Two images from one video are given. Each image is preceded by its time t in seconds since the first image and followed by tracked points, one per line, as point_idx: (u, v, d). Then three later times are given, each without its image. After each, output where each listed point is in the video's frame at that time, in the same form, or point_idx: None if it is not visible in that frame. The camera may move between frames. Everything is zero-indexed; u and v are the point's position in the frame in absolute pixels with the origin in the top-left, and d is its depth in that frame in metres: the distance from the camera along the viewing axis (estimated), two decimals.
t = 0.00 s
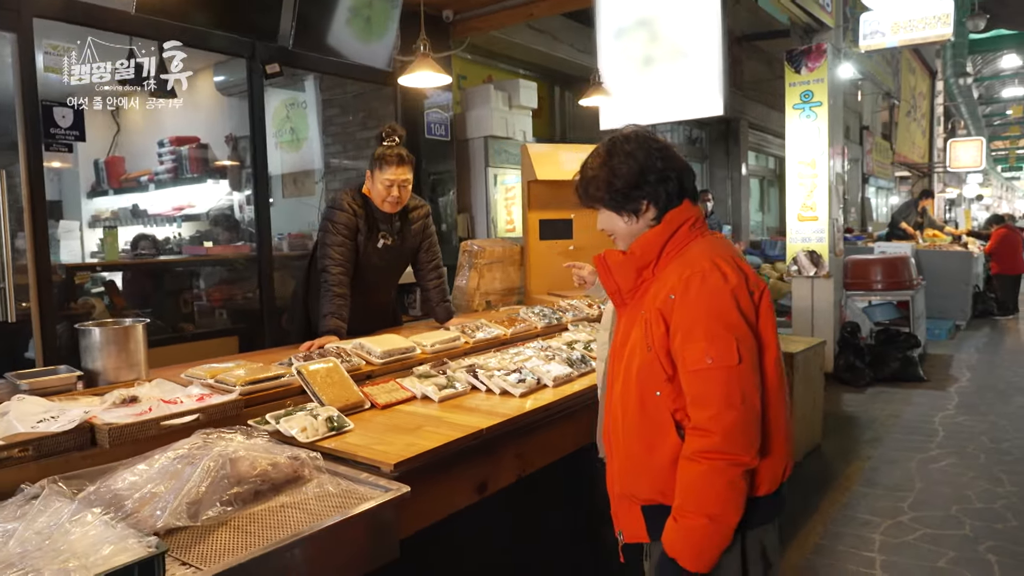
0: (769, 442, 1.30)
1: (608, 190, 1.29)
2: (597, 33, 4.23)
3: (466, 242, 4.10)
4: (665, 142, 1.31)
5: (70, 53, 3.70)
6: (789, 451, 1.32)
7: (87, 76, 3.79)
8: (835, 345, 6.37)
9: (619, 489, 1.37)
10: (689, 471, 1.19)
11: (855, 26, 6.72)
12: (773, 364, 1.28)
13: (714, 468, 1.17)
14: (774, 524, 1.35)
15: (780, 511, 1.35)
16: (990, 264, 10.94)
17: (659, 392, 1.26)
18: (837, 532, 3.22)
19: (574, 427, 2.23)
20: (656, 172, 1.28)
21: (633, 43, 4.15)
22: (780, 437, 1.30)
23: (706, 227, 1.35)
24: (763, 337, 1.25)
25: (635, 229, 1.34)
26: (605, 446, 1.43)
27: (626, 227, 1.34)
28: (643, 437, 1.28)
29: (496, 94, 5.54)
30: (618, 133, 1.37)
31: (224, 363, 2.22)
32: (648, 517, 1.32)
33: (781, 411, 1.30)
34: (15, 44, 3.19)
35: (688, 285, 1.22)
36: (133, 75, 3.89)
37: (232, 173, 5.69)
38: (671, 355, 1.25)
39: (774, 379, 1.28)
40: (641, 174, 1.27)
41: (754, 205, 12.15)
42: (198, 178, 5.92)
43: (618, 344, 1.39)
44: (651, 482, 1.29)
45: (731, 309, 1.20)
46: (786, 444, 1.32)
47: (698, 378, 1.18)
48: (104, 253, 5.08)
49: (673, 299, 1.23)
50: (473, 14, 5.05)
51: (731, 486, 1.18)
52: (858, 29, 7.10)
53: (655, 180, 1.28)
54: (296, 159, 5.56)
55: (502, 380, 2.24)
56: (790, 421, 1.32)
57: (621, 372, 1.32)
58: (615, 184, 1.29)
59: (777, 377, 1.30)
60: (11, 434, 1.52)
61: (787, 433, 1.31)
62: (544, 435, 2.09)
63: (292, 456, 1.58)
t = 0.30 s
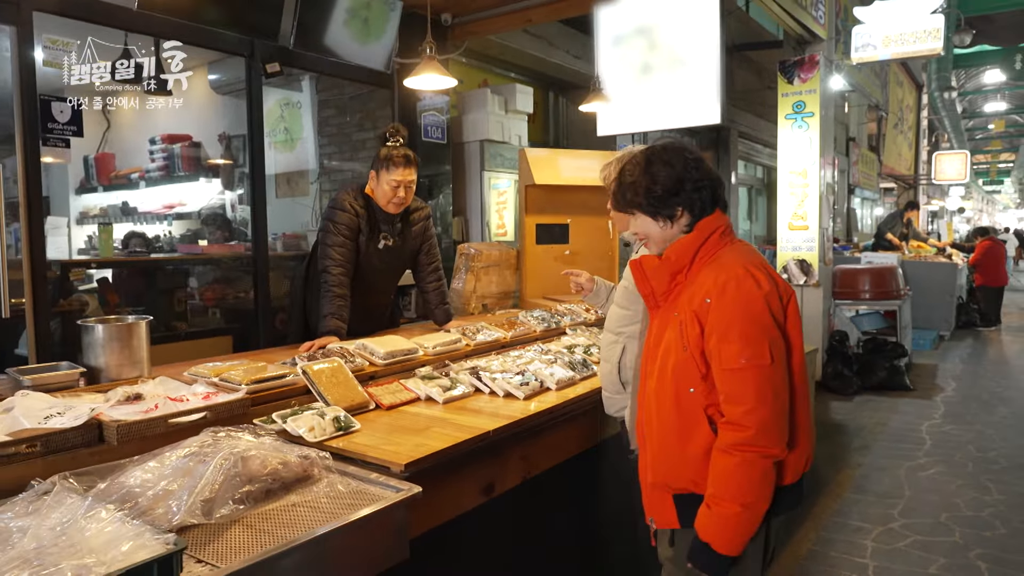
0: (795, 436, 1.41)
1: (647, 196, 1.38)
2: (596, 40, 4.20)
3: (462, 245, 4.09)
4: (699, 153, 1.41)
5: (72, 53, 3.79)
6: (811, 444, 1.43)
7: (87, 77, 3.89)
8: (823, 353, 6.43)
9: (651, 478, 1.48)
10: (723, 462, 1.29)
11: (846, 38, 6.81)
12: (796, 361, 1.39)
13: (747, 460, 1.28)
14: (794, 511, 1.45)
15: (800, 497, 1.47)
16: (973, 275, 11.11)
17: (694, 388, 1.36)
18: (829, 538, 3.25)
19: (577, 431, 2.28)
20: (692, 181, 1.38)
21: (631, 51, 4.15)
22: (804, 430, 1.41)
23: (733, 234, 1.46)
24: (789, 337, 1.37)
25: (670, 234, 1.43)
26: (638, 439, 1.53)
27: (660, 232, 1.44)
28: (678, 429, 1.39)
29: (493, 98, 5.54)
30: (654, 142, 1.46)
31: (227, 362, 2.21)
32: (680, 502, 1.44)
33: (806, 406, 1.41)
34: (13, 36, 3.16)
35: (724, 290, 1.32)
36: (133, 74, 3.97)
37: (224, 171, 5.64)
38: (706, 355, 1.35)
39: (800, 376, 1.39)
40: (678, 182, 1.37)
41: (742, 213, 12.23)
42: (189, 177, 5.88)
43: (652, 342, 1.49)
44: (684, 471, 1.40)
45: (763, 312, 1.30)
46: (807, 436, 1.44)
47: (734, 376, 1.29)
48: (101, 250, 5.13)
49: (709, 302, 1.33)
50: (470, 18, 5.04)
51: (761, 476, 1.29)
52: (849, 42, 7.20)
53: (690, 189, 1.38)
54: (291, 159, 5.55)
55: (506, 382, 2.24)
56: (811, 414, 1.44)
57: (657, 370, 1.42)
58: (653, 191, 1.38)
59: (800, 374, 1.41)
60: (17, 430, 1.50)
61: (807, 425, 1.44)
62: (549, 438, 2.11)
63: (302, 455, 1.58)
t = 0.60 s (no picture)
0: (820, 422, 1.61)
1: (689, 191, 1.61)
2: (594, 40, 4.20)
3: (463, 245, 4.11)
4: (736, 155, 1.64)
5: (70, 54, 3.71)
6: (833, 429, 1.64)
7: (87, 77, 3.78)
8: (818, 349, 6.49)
9: (683, 458, 1.70)
10: (753, 443, 1.50)
11: (838, 37, 6.88)
12: (821, 353, 1.60)
13: (774, 442, 1.48)
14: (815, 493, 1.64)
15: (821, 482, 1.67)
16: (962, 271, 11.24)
17: (726, 374, 1.58)
18: (831, 531, 3.30)
19: (589, 427, 2.32)
20: (730, 180, 1.61)
21: (629, 51, 4.16)
22: (827, 415, 1.62)
23: (765, 234, 1.68)
24: (815, 331, 1.58)
25: (707, 228, 1.66)
26: (673, 420, 1.74)
27: (698, 225, 1.67)
28: (711, 412, 1.61)
29: (490, 98, 5.56)
30: (695, 142, 1.70)
31: (240, 363, 2.22)
32: (711, 480, 1.65)
33: (829, 394, 1.61)
34: (14, 39, 3.15)
35: (756, 285, 1.53)
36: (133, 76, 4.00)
37: (220, 174, 5.61)
38: (737, 344, 1.57)
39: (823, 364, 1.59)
40: (717, 180, 1.60)
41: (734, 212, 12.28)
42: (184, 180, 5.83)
43: (687, 329, 1.71)
44: (716, 451, 1.61)
45: (792, 305, 1.52)
46: (830, 424, 1.64)
47: (764, 364, 1.49)
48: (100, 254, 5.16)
49: (742, 294, 1.55)
50: (467, 19, 5.02)
51: (788, 457, 1.49)
52: (840, 41, 7.26)
53: (728, 187, 1.61)
54: (288, 161, 5.51)
55: (518, 380, 2.26)
56: (833, 403, 1.64)
57: (693, 355, 1.64)
58: (694, 185, 1.61)
59: (824, 365, 1.62)
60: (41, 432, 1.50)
61: (831, 414, 1.64)
62: (564, 434, 2.16)
63: (325, 453, 1.59)
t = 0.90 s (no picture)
0: (832, 407, 1.67)
1: (706, 185, 1.72)
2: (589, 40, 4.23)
3: (460, 243, 4.13)
4: (752, 154, 1.74)
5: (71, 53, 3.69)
6: (846, 414, 1.70)
7: (87, 77, 3.79)
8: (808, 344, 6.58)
9: (700, 444, 1.76)
10: (769, 426, 1.56)
11: (825, 35, 6.96)
12: (834, 341, 1.66)
13: (790, 423, 1.54)
14: (828, 476, 1.70)
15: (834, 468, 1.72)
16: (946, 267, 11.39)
17: (742, 360, 1.64)
18: (828, 522, 3.36)
19: (596, 421, 2.36)
20: (745, 176, 1.70)
21: (624, 50, 4.18)
22: (839, 401, 1.68)
23: (778, 228, 1.75)
24: (828, 319, 1.64)
25: (722, 222, 1.76)
26: (689, 407, 1.81)
27: (713, 218, 1.76)
28: (728, 397, 1.67)
29: (482, 96, 5.60)
30: (712, 140, 1.80)
31: (248, 362, 2.23)
32: (728, 464, 1.71)
33: (841, 380, 1.67)
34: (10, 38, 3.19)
35: (771, 275, 1.60)
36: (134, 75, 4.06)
37: (211, 173, 5.56)
38: (753, 331, 1.63)
39: (835, 351, 1.66)
40: (733, 176, 1.70)
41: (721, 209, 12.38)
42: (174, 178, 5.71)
43: (703, 319, 1.78)
44: (733, 434, 1.68)
45: (806, 294, 1.58)
46: (843, 410, 1.69)
47: (780, 350, 1.56)
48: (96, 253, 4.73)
49: (757, 284, 1.61)
50: (462, 18, 4.97)
51: (803, 438, 1.55)
52: (827, 39, 7.34)
53: (742, 183, 1.70)
54: (281, 159, 5.39)
55: (525, 375, 2.29)
56: (847, 390, 1.70)
57: (709, 344, 1.71)
58: (711, 180, 1.71)
59: (837, 353, 1.68)
60: (58, 432, 1.51)
61: (844, 400, 1.69)
62: (572, 428, 2.19)
63: (343, 449, 1.61)
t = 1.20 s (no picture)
0: (842, 403, 1.70)
1: (708, 192, 1.76)
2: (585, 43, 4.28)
3: (460, 247, 4.16)
4: (757, 160, 1.77)
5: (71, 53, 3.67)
6: (856, 409, 1.73)
7: (88, 77, 3.77)
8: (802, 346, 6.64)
9: (713, 441, 1.79)
10: (783, 421, 1.59)
11: (817, 40, 7.04)
12: (843, 337, 1.69)
13: (804, 418, 1.57)
14: (839, 470, 1.73)
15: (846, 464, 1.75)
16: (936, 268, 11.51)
17: (754, 358, 1.67)
18: (827, 522, 3.40)
19: (602, 423, 2.39)
20: (749, 183, 1.73)
21: (620, 54, 4.24)
22: (849, 396, 1.71)
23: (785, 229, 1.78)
24: (837, 315, 1.68)
25: (725, 226, 1.79)
26: (701, 406, 1.84)
27: (717, 223, 1.80)
28: (740, 394, 1.70)
29: (479, 100, 5.63)
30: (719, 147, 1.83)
31: (258, 367, 2.25)
32: (741, 461, 1.74)
33: (850, 376, 1.71)
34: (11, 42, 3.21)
35: (780, 274, 1.63)
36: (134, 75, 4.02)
37: (206, 176, 5.48)
38: (763, 330, 1.66)
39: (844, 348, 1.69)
40: (737, 182, 1.73)
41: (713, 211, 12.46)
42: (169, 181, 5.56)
43: (713, 320, 1.81)
44: (746, 431, 1.71)
45: (815, 292, 1.61)
46: (853, 406, 1.73)
47: (792, 346, 1.59)
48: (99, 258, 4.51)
49: (767, 284, 1.65)
50: (458, 23, 4.98)
51: (816, 433, 1.58)
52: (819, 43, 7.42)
53: (747, 189, 1.73)
54: (276, 163, 5.31)
55: (532, 379, 2.31)
56: (856, 386, 1.73)
57: (720, 343, 1.74)
58: (715, 187, 1.75)
59: (846, 350, 1.71)
60: (76, 437, 1.52)
61: (853, 396, 1.73)
62: (580, 430, 2.22)
63: (359, 452, 1.62)
